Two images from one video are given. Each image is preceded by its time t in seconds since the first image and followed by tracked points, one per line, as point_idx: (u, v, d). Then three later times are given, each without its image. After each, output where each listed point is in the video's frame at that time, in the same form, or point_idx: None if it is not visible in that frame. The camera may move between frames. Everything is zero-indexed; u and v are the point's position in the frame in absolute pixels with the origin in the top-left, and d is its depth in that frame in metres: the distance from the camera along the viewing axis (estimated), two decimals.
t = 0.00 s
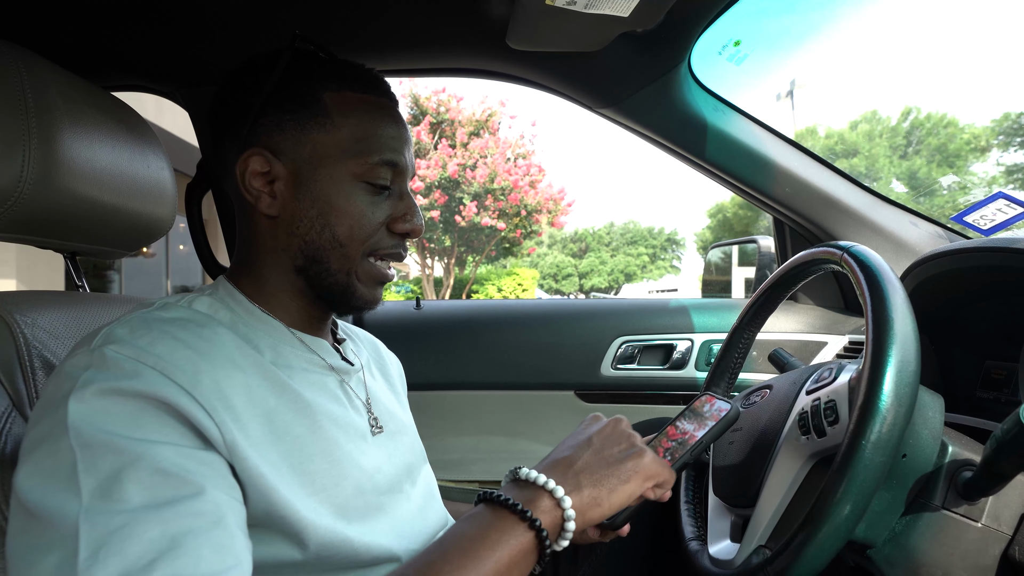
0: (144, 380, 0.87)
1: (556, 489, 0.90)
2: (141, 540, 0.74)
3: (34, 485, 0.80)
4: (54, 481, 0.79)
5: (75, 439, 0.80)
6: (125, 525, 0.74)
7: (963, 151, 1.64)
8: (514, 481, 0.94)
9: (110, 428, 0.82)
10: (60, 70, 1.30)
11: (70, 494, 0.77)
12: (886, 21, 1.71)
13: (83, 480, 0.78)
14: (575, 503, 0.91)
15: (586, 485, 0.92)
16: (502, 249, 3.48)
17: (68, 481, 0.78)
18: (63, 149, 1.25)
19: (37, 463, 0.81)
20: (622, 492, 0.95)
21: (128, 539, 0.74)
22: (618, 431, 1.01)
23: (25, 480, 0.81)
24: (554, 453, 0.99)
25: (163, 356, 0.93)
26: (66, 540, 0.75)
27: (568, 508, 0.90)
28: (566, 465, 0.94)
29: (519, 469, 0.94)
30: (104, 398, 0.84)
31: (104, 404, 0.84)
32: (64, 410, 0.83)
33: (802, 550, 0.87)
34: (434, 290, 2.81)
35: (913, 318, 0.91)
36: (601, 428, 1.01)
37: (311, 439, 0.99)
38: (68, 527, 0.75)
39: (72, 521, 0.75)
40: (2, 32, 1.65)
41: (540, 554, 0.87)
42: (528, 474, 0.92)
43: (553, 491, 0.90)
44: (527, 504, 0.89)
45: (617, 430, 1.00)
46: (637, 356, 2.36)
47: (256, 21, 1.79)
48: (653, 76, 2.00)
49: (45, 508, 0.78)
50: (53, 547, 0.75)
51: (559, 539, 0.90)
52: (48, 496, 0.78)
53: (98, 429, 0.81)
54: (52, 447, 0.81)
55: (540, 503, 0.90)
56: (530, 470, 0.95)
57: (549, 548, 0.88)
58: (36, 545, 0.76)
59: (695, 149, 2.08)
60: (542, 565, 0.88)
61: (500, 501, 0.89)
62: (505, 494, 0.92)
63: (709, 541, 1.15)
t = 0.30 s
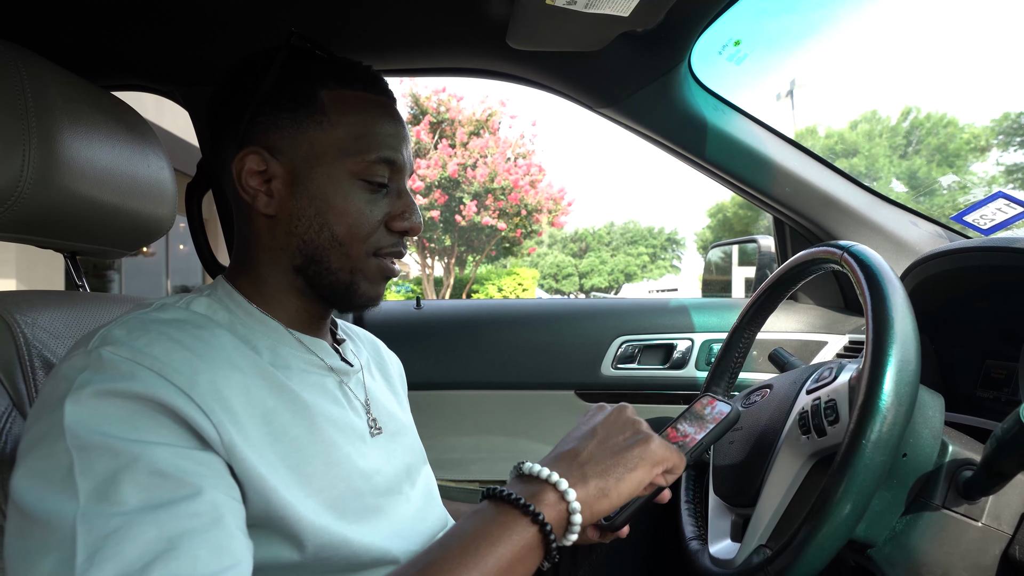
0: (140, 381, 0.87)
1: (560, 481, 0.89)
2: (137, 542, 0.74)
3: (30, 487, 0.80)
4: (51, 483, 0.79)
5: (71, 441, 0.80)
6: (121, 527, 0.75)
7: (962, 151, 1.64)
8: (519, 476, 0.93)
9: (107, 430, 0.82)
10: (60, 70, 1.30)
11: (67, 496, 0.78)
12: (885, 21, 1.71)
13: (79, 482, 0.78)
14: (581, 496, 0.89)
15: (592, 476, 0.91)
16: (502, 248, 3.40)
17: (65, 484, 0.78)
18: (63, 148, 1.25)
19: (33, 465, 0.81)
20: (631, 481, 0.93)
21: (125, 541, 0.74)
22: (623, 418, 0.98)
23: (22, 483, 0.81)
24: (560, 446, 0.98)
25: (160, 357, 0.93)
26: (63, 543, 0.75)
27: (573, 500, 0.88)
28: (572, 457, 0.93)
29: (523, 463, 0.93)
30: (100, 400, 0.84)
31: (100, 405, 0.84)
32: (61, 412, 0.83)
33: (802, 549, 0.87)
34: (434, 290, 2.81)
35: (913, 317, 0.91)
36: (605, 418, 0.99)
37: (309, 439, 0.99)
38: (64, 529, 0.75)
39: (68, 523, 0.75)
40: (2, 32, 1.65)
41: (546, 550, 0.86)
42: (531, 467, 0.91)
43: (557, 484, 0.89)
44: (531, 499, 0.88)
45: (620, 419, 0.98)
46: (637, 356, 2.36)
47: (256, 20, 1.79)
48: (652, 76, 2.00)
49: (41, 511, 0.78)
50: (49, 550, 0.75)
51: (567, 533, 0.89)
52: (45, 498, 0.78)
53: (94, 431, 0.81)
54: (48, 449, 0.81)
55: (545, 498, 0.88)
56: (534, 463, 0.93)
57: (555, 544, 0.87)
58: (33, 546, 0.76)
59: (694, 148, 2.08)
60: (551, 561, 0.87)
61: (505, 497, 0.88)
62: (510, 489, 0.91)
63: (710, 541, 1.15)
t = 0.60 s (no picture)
0: (142, 382, 0.87)
1: (562, 473, 0.88)
2: (136, 543, 0.74)
3: (30, 488, 0.80)
4: (50, 484, 0.79)
5: (71, 442, 0.80)
6: (120, 529, 0.74)
7: (964, 150, 1.64)
8: (520, 466, 0.92)
9: (108, 430, 0.82)
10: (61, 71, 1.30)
11: (67, 498, 0.78)
12: (885, 20, 1.70)
13: (80, 483, 0.78)
14: (583, 486, 0.89)
15: (595, 465, 0.90)
16: (502, 248, 3.45)
17: (65, 485, 0.78)
18: (65, 149, 1.25)
19: (33, 466, 0.81)
20: (636, 464, 0.91)
21: (124, 543, 0.74)
22: (627, 392, 0.97)
23: (22, 483, 0.81)
24: (561, 429, 0.97)
25: (162, 357, 0.93)
26: (63, 543, 0.75)
27: (575, 493, 0.88)
28: (573, 444, 0.92)
29: (525, 454, 0.92)
30: (102, 401, 0.84)
31: (101, 406, 0.84)
32: (62, 413, 0.83)
33: (804, 549, 0.87)
34: (435, 291, 2.83)
35: (915, 317, 0.91)
36: (607, 394, 0.97)
37: (312, 440, 0.99)
38: (64, 530, 0.75)
39: (68, 524, 0.75)
40: (3, 33, 1.66)
41: (551, 544, 0.86)
42: (533, 458, 0.90)
43: (559, 476, 0.88)
44: (532, 492, 0.88)
45: (625, 393, 0.97)
46: (638, 356, 2.36)
47: (257, 20, 1.79)
48: (653, 76, 2.00)
49: (42, 511, 0.78)
50: (49, 550, 0.75)
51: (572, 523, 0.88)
52: (45, 498, 0.78)
53: (95, 432, 0.81)
54: (49, 449, 0.81)
55: (547, 490, 0.88)
56: (535, 452, 0.93)
57: (559, 537, 0.87)
58: (33, 547, 0.76)
59: (696, 147, 2.08)
60: (556, 553, 0.88)
61: (505, 490, 0.87)
62: (510, 481, 0.90)
63: (712, 541, 1.15)
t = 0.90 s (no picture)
0: (145, 381, 0.87)
1: (562, 477, 0.89)
2: (139, 541, 0.74)
3: (33, 488, 0.80)
4: (54, 483, 0.79)
5: (75, 441, 0.81)
6: (124, 527, 0.75)
7: (965, 150, 1.64)
8: (520, 470, 0.93)
9: (111, 430, 0.82)
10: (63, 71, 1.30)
11: (70, 497, 0.78)
12: (885, 20, 1.70)
13: (83, 482, 0.78)
14: (583, 492, 0.89)
15: (596, 472, 0.90)
16: (503, 249, 3.45)
17: (69, 483, 0.79)
18: (67, 149, 1.25)
19: (37, 465, 0.81)
20: (634, 479, 0.92)
21: (128, 542, 0.74)
22: (631, 414, 0.98)
23: (26, 483, 0.81)
24: (565, 438, 0.98)
25: (164, 357, 0.93)
26: (67, 542, 0.75)
27: (575, 497, 0.88)
28: (575, 451, 0.93)
29: (525, 458, 0.92)
30: (105, 400, 0.85)
31: (105, 405, 0.84)
32: (66, 412, 0.84)
33: (804, 548, 0.87)
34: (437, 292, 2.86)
35: (915, 316, 0.91)
36: (612, 412, 0.99)
37: (313, 439, 1.00)
38: (68, 529, 0.75)
39: (72, 523, 0.76)
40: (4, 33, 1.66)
41: (550, 546, 0.87)
42: (534, 462, 0.91)
43: (560, 480, 0.89)
44: (532, 494, 0.88)
45: (629, 413, 0.98)
46: (639, 355, 2.36)
47: (257, 20, 1.80)
48: (653, 76, 2.00)
49: (46, 510, 0.78)
50: (53, 549, 0.75)
51: (569, 528, 0.88)
52: (49, 497, 0.79)
53: (99, 431, 0.82)
54: (52, 449, 0.81)
55: (547, 493, 0.88)
56: (536, 456, 0.93)
57: (557, 540, 0.87)
58: (37, 546, 0.77)
59: (697, 147, 2.08)
60: (553, 556, 0.88)
61: (507, 493, 0.88)
62: (511, 484, 0.91)
63: (712, 539, 1.15)
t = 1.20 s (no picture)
0: (143, 382, 0.87)
1: (563, 472, 0.88)
2: (137, 542, 0.74)
3: (31, 488, 0.80)
4: (51, 483, 0.79)
5: (72, 441, 0.81)
6: (121, 528, 0.75)
7: (965, 150, 1.64)
8: (522, 464, 0.92)
9: (109, 430, 0.82)
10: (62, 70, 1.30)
11: (68, 497, 0.78)
12: (885, 19, 1.70)
13: (81, 483, 0.78)
14: (585, 485, 0.89)
15: (597, 464, 0.90)
16: (503, 249, 3.42)
17: (66, 484, 0.78)
18: (66, 149, 1.25)
19: (35, 466, 0.81)
20: (639, 466, 0.91)
21: (125, 542, 0.74)
22: (635, 394, 0.97)
23: (24, 483, 0.81)
24: (565, 428, 0.97)
25: (162, 357, 0.93)
26: (65, 542, 0.75)
27: (577, 491, 0.88)
28: (577, 442, 0.92)
29: (526, 452, 0.92)
30: (102, 400, 0.85)
31: (102, 406, 0.84)
32: (63, 413, 0.84)
33: (804, 548, 0.87)
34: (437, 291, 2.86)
35: (915, 316, 0.91)
36: (616, 395, 0.97)
37: (311, 439, 1.00)
38: (65, 530, 0.75)
39: (69, 523, 0.75)
40: (4, 33, 1.66)
41: (551, 542, 0.86)
42: (535, 456, 0.90)
43: (560, 474, 0.88)
44: (532, 490, 0.88)
45: (633, 395, 0.96)
46: (640, 355, 2.36)
47: (258, 20, 1.80)
48: (653, 76, 2.00)
49: (44, 510, 0.78)
50: (51, 549, 0.75)
51: (574, 523, 0.88)
52: (48, 497, 0.79)
53: (97, 432, 0.81)
54: (50, 449, 0.81)
55: (548, 488, 0.88)
56: (538, 450, 0.93)
57: (559, 536, 0.87)
58: (35, 546, 0.77)
59: (696, 147, 2.08)
60: (556, 552, 0.88)
61: (507, 489, 0.87)
62: (512, 479, 0.90)
63: (713, 539, 1.15)
